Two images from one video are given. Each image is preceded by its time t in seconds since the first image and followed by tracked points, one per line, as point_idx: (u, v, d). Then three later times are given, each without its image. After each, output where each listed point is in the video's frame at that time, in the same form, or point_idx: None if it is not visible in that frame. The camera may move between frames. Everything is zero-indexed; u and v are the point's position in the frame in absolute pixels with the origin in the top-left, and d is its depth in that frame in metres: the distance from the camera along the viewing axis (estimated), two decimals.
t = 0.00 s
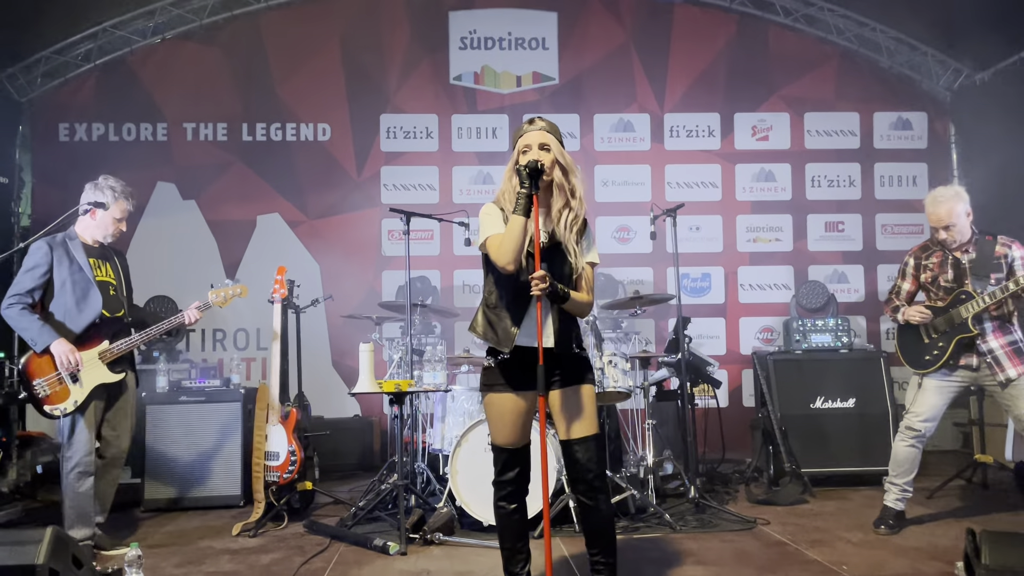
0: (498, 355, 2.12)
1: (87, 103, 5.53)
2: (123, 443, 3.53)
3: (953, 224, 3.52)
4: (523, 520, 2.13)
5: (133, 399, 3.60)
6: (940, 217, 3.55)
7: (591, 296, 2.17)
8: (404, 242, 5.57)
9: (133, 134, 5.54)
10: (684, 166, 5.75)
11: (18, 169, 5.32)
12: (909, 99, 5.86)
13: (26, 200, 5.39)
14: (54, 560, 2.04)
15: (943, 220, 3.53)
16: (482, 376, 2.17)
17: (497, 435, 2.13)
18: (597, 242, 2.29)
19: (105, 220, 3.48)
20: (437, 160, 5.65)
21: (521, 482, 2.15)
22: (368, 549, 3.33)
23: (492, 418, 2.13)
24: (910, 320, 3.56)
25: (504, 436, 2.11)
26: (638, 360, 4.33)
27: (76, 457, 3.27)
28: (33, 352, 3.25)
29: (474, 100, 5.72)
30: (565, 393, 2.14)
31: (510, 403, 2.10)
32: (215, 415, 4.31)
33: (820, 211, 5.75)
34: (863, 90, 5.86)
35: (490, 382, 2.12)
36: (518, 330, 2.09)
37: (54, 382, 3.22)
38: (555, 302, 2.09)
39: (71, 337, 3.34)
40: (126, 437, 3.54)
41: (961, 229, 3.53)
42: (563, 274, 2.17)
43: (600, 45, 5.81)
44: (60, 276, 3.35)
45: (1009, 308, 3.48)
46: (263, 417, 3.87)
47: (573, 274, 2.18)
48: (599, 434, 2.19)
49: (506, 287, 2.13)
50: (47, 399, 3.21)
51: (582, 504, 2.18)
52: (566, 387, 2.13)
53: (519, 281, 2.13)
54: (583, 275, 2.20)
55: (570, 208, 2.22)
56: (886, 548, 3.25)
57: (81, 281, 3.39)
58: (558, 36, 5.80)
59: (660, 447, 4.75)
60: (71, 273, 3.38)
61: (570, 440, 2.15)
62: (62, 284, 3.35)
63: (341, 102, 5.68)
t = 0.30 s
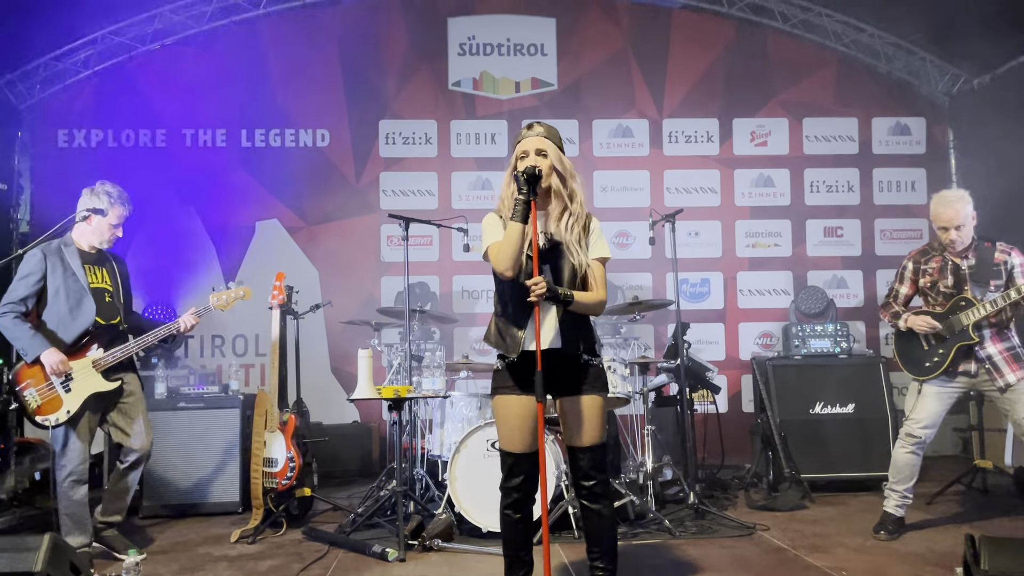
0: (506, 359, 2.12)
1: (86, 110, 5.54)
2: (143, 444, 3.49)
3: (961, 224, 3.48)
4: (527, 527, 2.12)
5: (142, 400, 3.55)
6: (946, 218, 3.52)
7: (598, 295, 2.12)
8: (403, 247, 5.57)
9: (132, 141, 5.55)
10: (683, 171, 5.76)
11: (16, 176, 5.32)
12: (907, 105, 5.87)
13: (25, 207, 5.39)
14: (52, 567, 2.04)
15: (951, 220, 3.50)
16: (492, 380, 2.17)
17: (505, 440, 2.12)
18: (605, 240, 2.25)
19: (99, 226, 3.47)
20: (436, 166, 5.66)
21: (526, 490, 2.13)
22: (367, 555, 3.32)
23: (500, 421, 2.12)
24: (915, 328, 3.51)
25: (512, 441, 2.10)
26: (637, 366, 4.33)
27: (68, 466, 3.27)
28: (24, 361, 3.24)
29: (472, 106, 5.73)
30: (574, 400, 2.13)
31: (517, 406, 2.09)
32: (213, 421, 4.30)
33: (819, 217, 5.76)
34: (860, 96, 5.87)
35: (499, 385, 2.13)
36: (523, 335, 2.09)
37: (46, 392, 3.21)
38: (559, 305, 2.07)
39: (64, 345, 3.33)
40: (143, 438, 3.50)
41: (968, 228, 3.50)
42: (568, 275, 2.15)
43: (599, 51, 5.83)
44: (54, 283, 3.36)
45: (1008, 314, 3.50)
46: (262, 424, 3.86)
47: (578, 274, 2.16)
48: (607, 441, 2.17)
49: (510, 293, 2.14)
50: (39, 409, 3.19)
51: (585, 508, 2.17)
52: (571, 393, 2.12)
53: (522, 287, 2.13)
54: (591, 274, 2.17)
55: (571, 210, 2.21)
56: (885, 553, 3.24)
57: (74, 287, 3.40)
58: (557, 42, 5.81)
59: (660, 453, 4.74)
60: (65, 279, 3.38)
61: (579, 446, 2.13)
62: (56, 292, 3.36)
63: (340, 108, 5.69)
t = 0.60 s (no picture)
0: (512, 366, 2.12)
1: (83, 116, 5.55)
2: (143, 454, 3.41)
3: (960, 229, 3.51)
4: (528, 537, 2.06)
5: (144, 409, 3.47)
6: (945, 223, 3.54)
7: (598, 293, 2.06)
8: (399, 254, 5.58)
9: (128, 148, 5.56)
10: (679, 177, 5.78)
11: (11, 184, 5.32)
12: (903, 111, 5.89)
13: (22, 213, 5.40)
14: None
15: (951, 226, 3.52)
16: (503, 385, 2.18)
17: (507, 443, 2.09)
18: (607, 235, 2.18)
19: (103, 232, 3.48)
20: (432, 172, 5.67)
21: (523, 496, 2.06)
22: (362, 562, 3.32)
23: (505, 424, 2.10)
24: (919, 334, 3.49)
25: (514, 444, 2.07)
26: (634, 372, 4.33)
27: (61, 475, 3.24)
28: (19, 368, 3.26)
29: (469, 113, 5.74)
30: (584, 409, 2.07)
31: (519, 408, 2.07)
32: (209, 428, 4.30)
33: (815, 222, 5.78)
34: (855, 102, 5.90)
35: (507, 389, 2.13)
36: (523, 342, 2.09)
37: (39, 399, 3.21)
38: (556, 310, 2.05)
39: (59, 354, 3.31)
40: (144, 448, 3.41)
41: (967, 232, 3.53)
42: (564, 277, 2.13)
43: (595, 58, 5.84)
44: (55, 290, 3.36)
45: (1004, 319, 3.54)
46: (257, 430, 3.84)
47: (575, 274, 2.13)
48: (613, 450, 2.12)
49: (511, 302, 2.15)
50: (31, 416, 3.19)
51: (588, 514, 2.14)
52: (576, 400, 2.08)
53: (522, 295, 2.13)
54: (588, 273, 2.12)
55: (566, 214, 2.19)
56: (881, 559, 3.25)
57: (75, 295, 3.38)
58: (554, 49, 5.84)
59: (656, 458, 4.75)
60: (66, 286, 3.38)
61: (581, 453, 2.08)
62: (57, 298, 3.35)
63: (337, 115, 5.70)
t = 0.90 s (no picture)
0: (512, 371, 2.13)
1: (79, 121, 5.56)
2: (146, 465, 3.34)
3: (955, 236, 3.55)
4: (525, 540, 2.05)
5: (152, 416, 3.40)
6: (943, 229, 3.56)
7: (589, 294, 2.04)
8: (394, 258, 5.58)
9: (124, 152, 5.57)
10: (675, 181, 5.79)
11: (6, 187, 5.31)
12: (896, 115, 5.92)
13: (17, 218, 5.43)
14: None
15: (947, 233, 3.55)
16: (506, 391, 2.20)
17: (507, 446, 2.09)
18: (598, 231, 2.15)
19: (118, 233, 3.42)
20: (427, 176, 5.67)
21: (523, 498, 2.06)
22: (357, 567, 3.32)
23: (506, 427, 2.11)
24: (918, 341, 3.51)
25: (514, 447, 2.07)
26: (628, 376, 4.34)
27: (66, 474, 3.23)
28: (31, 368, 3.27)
29: (464, 117, 5.75)
30: (585, 413, 2.06)
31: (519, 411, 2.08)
32: (203, 433, 4.29)
33: (809, 226, 5.80)
34: (849, 106, 5.93)
35: (508, 393, 2.15)
36: (518, 347, 2.10)
37: (49, 399, 3.21)
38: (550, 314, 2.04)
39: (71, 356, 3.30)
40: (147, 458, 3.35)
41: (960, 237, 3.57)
42: (554, 283, 2.14)
43: (589, 62, 5.86)
44: (70, 292, 3.35)
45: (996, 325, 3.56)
46: (252, 435, 3.85)
47: (565, 278, 2.13)
48: (613, 455, 2.11)
49: (506, 307, 2.18)
50: (37, 416, 3.19)
51: (588, 517, 2.13)
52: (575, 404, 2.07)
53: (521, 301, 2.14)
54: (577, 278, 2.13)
55: (558, 216, 2.18)
56: (875, 562, 3.26)
57: (88, 298, 3.35)
58: (549, 54, 5.85)
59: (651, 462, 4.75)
60: (81, 289, 3.35)
61: (581, 457, 2.08)
62: (71, 301, 3.33)
63: (332, 119, 5.70)
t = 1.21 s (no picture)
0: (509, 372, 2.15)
1: (73, 122, 5.55)
2: (156, 462, 3.35)
3: (934, 239, 3.59)
4: (520, 542, 2.05)
5: (162, 416, 3.39)
6: (926, 233, 3.61)
7: (585, 293, 2.04)
8: (390, 260, 5.58)
9: (119, 153, 5.56)
10: (670, 184, 5.81)
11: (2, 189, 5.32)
12: (890, 118, 5.95)
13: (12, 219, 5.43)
14: None
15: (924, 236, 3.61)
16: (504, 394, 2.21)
17: (505, 447, 2.10)
18: (592, 231, 2.16)
19: (134, 232, 3.42)
20: (423, 178, 5.68)
21: (518, 498, 2.06)
22: (352, 569, 3.31)
23: (503, 427, 2.12)
24: (911, 344, 3.53)
25: (511, 448, 2.08)
26: (624, 378, 4.35)
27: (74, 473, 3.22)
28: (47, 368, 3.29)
29: (460, 120, 5.76)
30: (582, 416, 2.06)
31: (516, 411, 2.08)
32: (198, 436, 4.28)
33: (804, 229, 5.82)
34: (843, 108, 5.96)
35: (506, 394, 2.16)
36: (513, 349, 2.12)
37: (60, 398, 3.19)
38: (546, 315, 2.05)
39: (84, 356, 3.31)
40: (156, 456, 3.35)
41: (945, 241, 3.59)
42: (551, 284, 2.14)
43: (584, 65, 5.88)
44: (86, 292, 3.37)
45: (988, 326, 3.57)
46: (247, 437, 3.82)
47: (561, 278, 2.13)
48: (609, 456, 2.11)
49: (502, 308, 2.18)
50: (49, 415, 3.18)
51: (583, 518, 2.13)
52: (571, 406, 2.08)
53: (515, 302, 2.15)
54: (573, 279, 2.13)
55: (552, 216, 2.19)
56: (869, 564, 3.27)
57: (101, 298, 3.35)
58: (544, 56, 5.87)
59: (647, 464, 4.76)
60: (96, 288, 3.37)
61: (578, 458, 2.08)
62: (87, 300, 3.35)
63: (328, 120, 5.71)
